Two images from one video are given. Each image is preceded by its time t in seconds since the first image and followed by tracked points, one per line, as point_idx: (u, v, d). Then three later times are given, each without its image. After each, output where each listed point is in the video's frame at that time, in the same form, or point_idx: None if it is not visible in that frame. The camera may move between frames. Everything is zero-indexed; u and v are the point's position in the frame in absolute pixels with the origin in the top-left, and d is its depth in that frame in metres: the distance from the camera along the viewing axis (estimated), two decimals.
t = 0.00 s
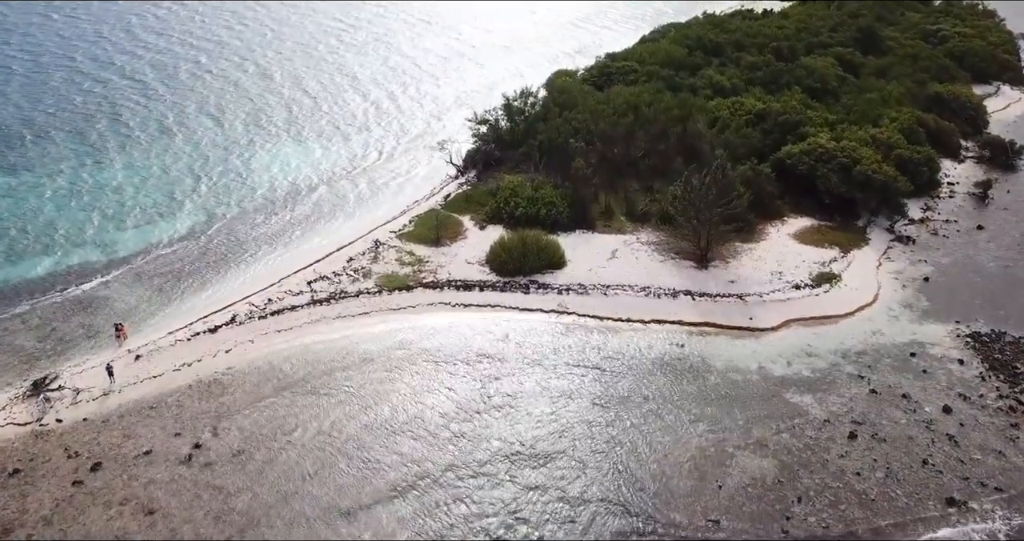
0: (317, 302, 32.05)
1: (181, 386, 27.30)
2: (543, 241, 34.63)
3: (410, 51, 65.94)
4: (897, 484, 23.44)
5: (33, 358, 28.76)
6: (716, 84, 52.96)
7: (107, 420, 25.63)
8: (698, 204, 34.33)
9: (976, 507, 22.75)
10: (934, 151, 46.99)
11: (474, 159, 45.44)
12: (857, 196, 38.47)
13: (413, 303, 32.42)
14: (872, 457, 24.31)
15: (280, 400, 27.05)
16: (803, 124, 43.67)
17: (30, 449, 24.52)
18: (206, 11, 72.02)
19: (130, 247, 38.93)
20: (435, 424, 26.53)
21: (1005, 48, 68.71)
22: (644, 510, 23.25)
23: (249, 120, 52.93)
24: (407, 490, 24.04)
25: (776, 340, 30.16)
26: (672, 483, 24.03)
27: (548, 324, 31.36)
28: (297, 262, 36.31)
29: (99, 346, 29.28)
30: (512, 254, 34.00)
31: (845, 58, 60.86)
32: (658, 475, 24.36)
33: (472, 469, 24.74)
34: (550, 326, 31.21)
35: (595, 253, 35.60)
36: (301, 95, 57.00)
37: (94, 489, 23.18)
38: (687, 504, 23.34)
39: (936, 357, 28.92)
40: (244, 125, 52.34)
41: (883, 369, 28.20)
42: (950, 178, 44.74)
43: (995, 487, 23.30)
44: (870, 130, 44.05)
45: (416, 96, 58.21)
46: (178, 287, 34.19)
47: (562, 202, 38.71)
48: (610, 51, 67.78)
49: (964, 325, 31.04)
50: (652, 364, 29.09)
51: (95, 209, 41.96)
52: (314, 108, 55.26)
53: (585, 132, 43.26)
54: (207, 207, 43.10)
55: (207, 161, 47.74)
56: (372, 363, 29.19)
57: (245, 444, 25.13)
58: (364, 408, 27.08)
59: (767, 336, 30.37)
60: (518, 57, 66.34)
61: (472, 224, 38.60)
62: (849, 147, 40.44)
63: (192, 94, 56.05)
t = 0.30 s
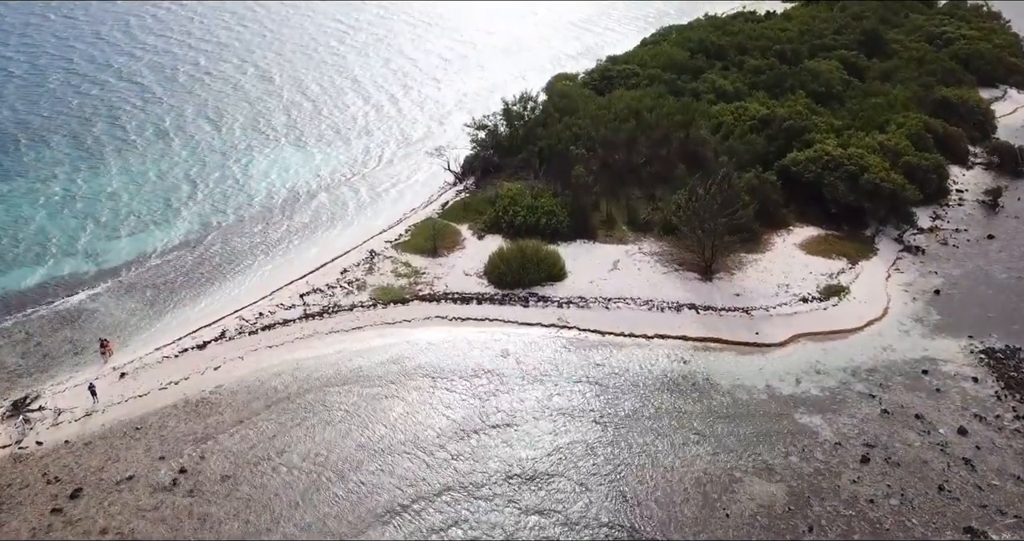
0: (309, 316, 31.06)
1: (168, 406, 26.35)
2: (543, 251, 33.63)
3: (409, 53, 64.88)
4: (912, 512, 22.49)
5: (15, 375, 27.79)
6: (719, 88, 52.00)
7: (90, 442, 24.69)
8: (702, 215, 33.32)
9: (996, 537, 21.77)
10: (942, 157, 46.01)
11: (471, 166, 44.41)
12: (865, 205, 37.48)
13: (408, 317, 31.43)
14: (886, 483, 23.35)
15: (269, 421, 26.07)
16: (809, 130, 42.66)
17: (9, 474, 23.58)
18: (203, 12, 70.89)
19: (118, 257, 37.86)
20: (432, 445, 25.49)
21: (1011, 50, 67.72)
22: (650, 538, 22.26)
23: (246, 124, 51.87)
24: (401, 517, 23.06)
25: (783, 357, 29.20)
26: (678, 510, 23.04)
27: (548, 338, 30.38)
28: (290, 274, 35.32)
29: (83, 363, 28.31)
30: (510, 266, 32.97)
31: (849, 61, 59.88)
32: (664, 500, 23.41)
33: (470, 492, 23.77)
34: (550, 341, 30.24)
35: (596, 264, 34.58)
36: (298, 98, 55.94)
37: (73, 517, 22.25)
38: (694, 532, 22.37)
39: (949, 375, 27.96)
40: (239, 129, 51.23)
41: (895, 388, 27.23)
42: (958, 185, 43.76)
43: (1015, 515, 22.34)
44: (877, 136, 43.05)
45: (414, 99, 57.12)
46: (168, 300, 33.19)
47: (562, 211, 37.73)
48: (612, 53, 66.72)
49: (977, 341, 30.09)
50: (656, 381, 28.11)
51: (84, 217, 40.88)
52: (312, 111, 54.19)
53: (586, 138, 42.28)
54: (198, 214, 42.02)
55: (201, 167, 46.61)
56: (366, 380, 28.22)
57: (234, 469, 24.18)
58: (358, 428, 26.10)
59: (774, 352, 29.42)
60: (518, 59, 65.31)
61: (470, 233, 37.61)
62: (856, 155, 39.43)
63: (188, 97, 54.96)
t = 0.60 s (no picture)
0: (303, 329, 30.24)
1: (156, 424, 25.57)
2: (542, 261, 32.78)
3: (409, 55, 64.00)
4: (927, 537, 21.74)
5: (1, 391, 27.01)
6: (722, 91, 51.18)
7: (75, 463, 23.97)
8: (707, 223, 32.49)
9: None
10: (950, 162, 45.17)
11: (469, 171, 43.45)
12: (872, 212, 36.62)
13: (404, 329, 30.60)
14: (899, 507, 22.60)
15: (261, 439, 25.27)
16: (814, 135, 41.82)
17: None
18: (202, 13, 69.94)
19: (108, 265, 36.97)
20: (430, 465, 24.66)
21: (1017, 53, 66.85)
22: None
23: (243, 127, 50.97)
24: None
25: (790, 371, 28.39)
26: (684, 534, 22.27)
27: (548, 352, 29.54)
28: (284, 284, 34.50)
29: (70, 377, 27.56)
30: (509, 276, 32.13)
31: (854, 64, 59.04)
32: (670, 523, 22.63)
33: (469, 515, 22.97)
34: (551, 354, 29.43)
35: (597, 274, 33.74)
36: (297, 100, 55.05)
37: None
38: None
39: (961, 391, 27.14)
40: (236, 133, 50.27)
41: (906, 404, 26.43)
42: (966, 191, 42.91)
43: None
44: (883, 141, 42.22)
45: (413, 102, 56.19)
46: (159, 311, 32.38)
47: (563, 218, 36.88)
48: (614, 55, 65.82)
49: (990, 354, 29.26)
50: (659, 397, 27.29)
51: (77, 223, 39.99)
52: (310, 114, 53.29)
53: (587, 144, 41.45)
54: (193, 221, 41.12)
55: (197, 171, 45.63)
56: (361, 396, 27.42)
57: (223, 490, 23.40)
58: (353, 447, 25.28)
59: (780, 367, 28.61)
60: (519, 61, 64.43)
61: (468, 241, 36.74)
62: (862, 160, 38.57)
63: (186, 100, 54.05)
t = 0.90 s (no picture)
0: (296, 341, 29.48)
1: (143, 441, 24.88)
2: (542, 270, 31.98)
3: (409, 56, 63.11)
4: None
5: None
6: (725, 95, 50.37)
7: (58, 483, 23.38)
8: (711, 232, 31.70)
9: None
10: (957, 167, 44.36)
11: (467, 177, 42.54)
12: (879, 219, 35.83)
13: (400, 341, 29.83)
14: (912, 531, 22.08)
15: (254, 457, 24.58)
16: (819, 139, 41.00)
17: None
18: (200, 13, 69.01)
19: (100, 273, 36.17)
20: (428, 485, 23.96)
21: None
22: None
23: (242, 130, 50.11)
24: None
25: (797, 385, 27.66)
26: None
27: (548, 365, 28.79)
28: (279, 293, 33.74)
29: (56, 392, 26.93)
30: (508, 285, 31.32)
31: (858, 67, 58.23)
32: None
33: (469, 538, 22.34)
34: (551, 368, 28.67)
35: (598, 283, 32.93)
36: (296, 102, 54.16)
37: None
38: None
39: (974, 407, 26.47)
40: (236, 136, 49.35)
41: (917, 421, 25.77)
42: (974, 196, 42.13)
43: None
44: (889, 146, 41.43)
45: (413, 104, 55.34)
46: (150, 321, 31.63)
47: (563, 225, 36.08)
48: (617, 56, 64.98)
49: (1002, 367, 28.56)
50: (663, 413, 26.58)
51: (71, 229, 39.17)
52: (309, 117, 52.42)
53: (588, 149, 40.66)
54: (189, 227, 40.24)
55: (195, 176, 44.70)
56: (357, 411, 26.68)
57: (214, 512, 22.77)
58: (348, 465, 24.58)
59: (787, 381, 27.87)
60: (521, 62, 63.55)
61: (467, 249, 35.93)
62: (869, 166, 37.80)
63: (184, 102, 53.17)
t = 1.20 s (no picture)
0: (290, 353, 28.75)
1: (129, 459, 24.29)
2: (542, 279, 31.27)
3: (408, 57, 62.38)
4: None
5: None
6: (728, 98, 49.64)
7: (41, 502, 22.83)
8: (715, 240, 30.90)
9: None
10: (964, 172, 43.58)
11: (466, 182, 41.78)
12: (886, 227, 35.07)
13: (397, 354, 29.08)
14: None
15: (246, 475, 23.92)
16: (824, 144, 40.22)
17: None
18: (198, 14, 68.21)
19: (92, 281, 35.35)
20: (425, 504, 23.29)
21: None
22: None
23: (240, 133, 49.31)
24: None
25: (804, 400, 26.95)
26: None
27: (548, 378, 28.06)
28: (273, 303, 33.01)
29: (41, 406, 26.31)
30: (507, 295, 30.53)
31: (862, 69, 57.48)
32: None
33: None
34: (552, 381, 27.92)
35: (600, 292, 32.16)
36: (295, 104, 53.38)
37: None
38: None
39: (986, 422, 25.74)
40: (235, 139, 48.56)
41: (928, 438, 25.05)
42: (982, 202, 41.36)
43: None
44: (896, 152, 40.65)
45: (412, 106, 54.59)
46: (140, 331, 30.94)
47: (563, 232, 35.30)
48: (618, 57, 64.25)
49: (1015, 381, 27.81)
50: (665, 429, 25.88)
51: (64, 234, 38.41)
52: (308, 119, 51.63)
53: (589, 155, 39.94)
54: (186, 234, 39.30)
55: (194, 181, 43.84)
56: (352, 426, 25.98)
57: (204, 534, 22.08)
58: (343, 483, 23.89)
59: (793, 395, 27.16)
60: (521, 64, 62.78)
61: (466, 256, 35.17)
62: (876, 172, 37.01)
63: (181, 104, 52.35)
